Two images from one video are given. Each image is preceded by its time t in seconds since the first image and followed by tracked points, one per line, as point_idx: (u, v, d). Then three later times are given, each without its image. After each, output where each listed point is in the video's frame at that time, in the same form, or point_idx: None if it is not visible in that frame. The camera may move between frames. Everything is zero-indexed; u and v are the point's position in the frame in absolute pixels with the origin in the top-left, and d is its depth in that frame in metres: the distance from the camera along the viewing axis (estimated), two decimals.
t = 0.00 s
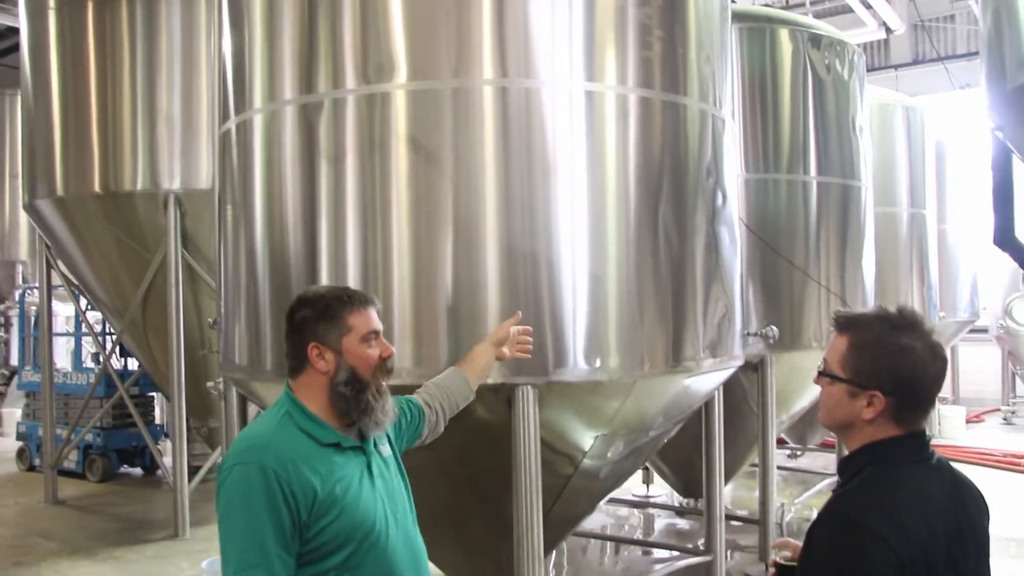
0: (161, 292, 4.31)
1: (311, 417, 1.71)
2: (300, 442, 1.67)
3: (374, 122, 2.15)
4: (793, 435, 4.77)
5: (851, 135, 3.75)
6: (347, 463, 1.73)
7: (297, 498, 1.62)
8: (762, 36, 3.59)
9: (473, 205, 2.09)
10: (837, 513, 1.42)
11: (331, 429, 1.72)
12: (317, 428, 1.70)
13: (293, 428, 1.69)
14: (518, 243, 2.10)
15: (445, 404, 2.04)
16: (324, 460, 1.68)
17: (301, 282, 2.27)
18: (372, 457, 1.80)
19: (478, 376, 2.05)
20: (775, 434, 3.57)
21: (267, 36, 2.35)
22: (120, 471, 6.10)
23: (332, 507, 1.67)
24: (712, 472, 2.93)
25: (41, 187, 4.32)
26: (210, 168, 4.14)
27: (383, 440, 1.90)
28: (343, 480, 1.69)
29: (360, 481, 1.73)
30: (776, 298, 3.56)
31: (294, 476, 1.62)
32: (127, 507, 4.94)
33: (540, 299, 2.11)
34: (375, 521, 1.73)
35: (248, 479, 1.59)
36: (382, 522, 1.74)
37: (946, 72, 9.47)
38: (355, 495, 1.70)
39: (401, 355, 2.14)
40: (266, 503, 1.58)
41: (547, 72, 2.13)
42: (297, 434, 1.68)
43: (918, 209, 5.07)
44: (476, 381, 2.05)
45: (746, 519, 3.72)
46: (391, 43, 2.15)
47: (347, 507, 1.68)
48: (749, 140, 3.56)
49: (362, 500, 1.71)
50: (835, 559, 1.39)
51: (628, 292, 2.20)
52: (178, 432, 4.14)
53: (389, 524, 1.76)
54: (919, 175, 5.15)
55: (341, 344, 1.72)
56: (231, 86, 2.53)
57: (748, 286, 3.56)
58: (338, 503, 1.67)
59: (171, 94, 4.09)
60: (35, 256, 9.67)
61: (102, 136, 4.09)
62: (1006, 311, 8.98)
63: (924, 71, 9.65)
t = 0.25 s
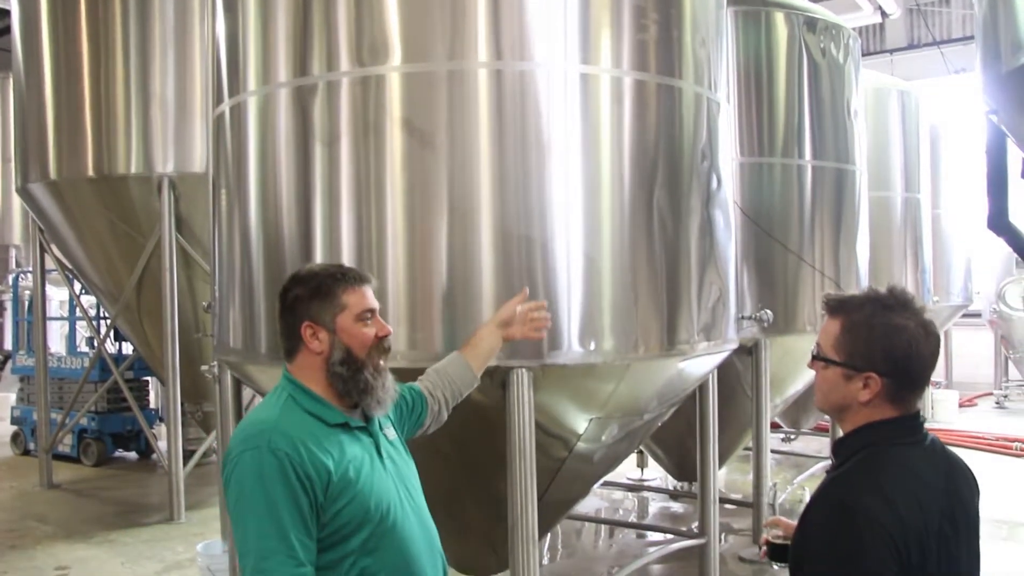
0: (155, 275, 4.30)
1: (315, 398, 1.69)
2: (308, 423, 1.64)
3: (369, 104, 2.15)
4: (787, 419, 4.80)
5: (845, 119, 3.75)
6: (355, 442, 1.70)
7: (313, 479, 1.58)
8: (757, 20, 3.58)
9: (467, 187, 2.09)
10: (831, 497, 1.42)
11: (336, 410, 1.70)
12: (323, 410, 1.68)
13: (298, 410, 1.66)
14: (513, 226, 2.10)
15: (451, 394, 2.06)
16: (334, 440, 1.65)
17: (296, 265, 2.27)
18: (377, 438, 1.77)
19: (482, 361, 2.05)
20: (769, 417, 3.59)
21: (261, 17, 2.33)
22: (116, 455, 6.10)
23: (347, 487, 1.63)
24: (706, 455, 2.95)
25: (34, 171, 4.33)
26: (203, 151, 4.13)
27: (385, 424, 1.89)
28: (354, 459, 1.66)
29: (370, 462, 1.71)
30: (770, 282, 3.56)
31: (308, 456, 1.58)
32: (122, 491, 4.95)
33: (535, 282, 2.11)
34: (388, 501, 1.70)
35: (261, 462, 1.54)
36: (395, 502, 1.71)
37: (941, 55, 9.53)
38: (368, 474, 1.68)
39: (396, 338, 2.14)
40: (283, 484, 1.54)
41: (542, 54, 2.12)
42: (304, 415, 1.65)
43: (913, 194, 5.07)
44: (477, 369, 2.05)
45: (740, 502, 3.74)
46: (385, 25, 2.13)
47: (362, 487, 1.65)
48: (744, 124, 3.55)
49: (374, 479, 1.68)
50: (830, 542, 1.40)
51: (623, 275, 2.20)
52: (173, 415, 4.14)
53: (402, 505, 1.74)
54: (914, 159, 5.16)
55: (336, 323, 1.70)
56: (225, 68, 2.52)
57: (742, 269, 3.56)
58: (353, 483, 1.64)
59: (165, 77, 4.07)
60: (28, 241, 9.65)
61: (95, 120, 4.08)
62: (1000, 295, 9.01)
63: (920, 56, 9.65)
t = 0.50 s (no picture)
0: (147, 265, 4.29)
1: (316, 387, 1.68)
2: (307, 411, 1.63)
3: (361, 93, 2.14)
4: (779, 409, 4.81)
5: (838, 110, 3.76)
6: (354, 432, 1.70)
7: (310, 467, 1.57)
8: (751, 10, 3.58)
9: (460, 177, 2.09)
10: (821, 483, 1.42)
11: (336, 400, 1.69)
12: (323, 399, 1.67)
13: (298, 398, 1.66)
14: (506, 216, 2.10)
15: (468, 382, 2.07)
16: (333, 428, 1.65)
17: (288, 255, 2.27)
18: (378, 428, 1.76)
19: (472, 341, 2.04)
20: (761, 407, 3.60)
21: (253, 5, 2.32)
22: (108, 446, 6.09)
23: (345, 476, 1.63)
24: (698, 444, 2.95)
25: (26, 161, 4.32)
26: (195, 141, 4.12)
27: (389, 416, 1.88)
28: (353, 448, 1.66)
29: (371, 452, 1.70)
30: (762, 272, 3.57)
31: (305, 443, 1.58)
32: (114, 483, 4.94)
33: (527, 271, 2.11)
34: (387, 491, 1.69)
35: (260, 448, 1.53)
36: (395, 493, 1.71)
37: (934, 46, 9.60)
38: (366, 463, 1.67)
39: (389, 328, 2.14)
40: (281, 471, 1.53)
41: (535, 43, 2.12)
42: (304, 403, 1.64)
43: (905, 184, 5.09)
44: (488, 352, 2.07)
45: (732, 491, 3.76)
46: (378, 13, 2.13)
47: (360, 476, 1.64)
48: (736, 115, 3.56)
49: (373, 469, 1.68)
50: (819, 528, 1.40)
51: (615, 265, 2.20)
52: (165, 407, 4.14)
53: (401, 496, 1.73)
54: (907, 150, 5.17)
55: (335, 312, 1.69)
56: (217, 57, 2.51)
57: (734, 260, 3.57)
58: (351, 472, 1.63)
59: (157, 66, 4.08)
60: (19, 232, 9.61)
61: (87, 109, 4.08)
62: (991, 287, 9.12)
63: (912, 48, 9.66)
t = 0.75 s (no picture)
0: (137, 255, 4.28)
1: (313, 379, 1.66)
2: (297, 404, 1.62)
3: (352, 81, 2.13)
4: (769, 400, 4.83)
5: (829, 102, 3.77)
6: (349, 426, 1.67)
7: (295, 460, 1.57)
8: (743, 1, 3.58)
9: (451, 166, 2.09)
10: (811, 472, 1.41)
11: (331, 394, 1.66)
12: (317, 392, 1.65)
13: (292, 391, 1.64)
14: (497, 205, 2.09)
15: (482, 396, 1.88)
16: (323, 421, 1.63)
17: (278, 244, 2.26)
18: (376, 421, 1.72)
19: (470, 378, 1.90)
20: (751, 398, 3.61)
21: None
22: (97, 437, 6.08)
23: (332, 469, 1.61)
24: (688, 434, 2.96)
25: (14, 150, 4.30)
26: (185, 131, 4.11)
27: (393, 409, 1.83)
28: (343, 441, 1.64)
29: (364, 444, 1.67)
30: (753, 263, 3.58)
31: (290, 437, 1.57)
32: (104, 472, 4.93)
33: (518, 261, 2.11)
34: (378, 484, 1.66)
35: (243, 442, 1.53)
36: (388, 486, 1.68)
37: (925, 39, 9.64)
38: (358, 456, 1.64)
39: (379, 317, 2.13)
40: (264, 464, 1.52)
41: (526, 33, 2.11)
42: (296, 396, 1.63)
43: (895, 176, 5.11)
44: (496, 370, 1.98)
45: (721, 481, 3.78)
46: (368, 2, 2.12)
47: (348, 469, 1.63)
48: (728, 106, 3.56)
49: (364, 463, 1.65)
50: (806, 518, 1.39)
51: (605, 255, 2.21)
52: (156, 397, 4.13)
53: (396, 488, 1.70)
54: (897, 141, 5.19)
55: (337, 307, 1.66)
56: (206, 44, 2.50)
57: (725, 250, 3.58)
58: (339, 466, 1.62)
59: (147, 54, 4.07)
60: (7, 221, 9.55)
61: (76, 98, 4.07)
62: (980, 279, 9.24)
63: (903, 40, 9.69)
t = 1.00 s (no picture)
0: (128, 247, 4.26)
1: (317, 366, 1.65)
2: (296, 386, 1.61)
3: (343, 72, 2.13)
4: (760, 391, 4.85)
5: (820, 93, 3.77)
6: (349, 411, 1.63)
7: (282, 442, 1.56)
8: None
9: (443, 157, 2.08)
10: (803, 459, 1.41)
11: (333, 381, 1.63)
12: (319, 375, 1.64)
13: (295, 373, 1.64)
14: (488, 196, 2.09)
15: (471, 428, 1.59)
16: (318, 404, 1.60)
17: (269, 235, 2.25)
18: (382, 409, 1.66)
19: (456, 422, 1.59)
20: (742, 389, 3.62)
21: None
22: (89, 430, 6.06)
23: (321, 453, 1.59)
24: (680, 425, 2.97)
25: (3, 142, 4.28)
26: (176, 123, 4.11)
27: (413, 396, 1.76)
28: (337, 426, 1.60)
29: (362, 429, 1.62)
30: (745, 254, 3.59)
31: (279, 419, 1.57)
32: (96, 465, 4.93)
33: (510, 252, 2.11)
34: (372, 472, 1.61)
35: (234, 420, 1.55)
36: (382, 475, 1.62)
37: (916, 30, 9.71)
38: (351, 442, 1.60)
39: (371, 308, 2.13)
40: (248, 444, 1.53)
41: (518, 24, 2.11)
42: (299, 380, 1.63)
43: (886, 168, 5.12)
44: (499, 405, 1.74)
45: (713, 472, 3.79)
46: None
47: (339, 455, 1.59)
48: (719, 97, 3.56)
49: (359, 449, 1.60)
50: (794, 503, 1.40)
51: (597, 246, 2.21)
52: (147, 390, 4.12)
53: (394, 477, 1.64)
54: (888, 133, 5.20)
55: (333, 295, 1.64)
56: (196, 35, 2.49)
57: (717, 242, 3.58)
58: (328, 450, 1.59)
59: (136, 45, 4.07)
60: None
61: (66, 90, 4.06)
62: (969, 270, 9.27)
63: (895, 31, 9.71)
